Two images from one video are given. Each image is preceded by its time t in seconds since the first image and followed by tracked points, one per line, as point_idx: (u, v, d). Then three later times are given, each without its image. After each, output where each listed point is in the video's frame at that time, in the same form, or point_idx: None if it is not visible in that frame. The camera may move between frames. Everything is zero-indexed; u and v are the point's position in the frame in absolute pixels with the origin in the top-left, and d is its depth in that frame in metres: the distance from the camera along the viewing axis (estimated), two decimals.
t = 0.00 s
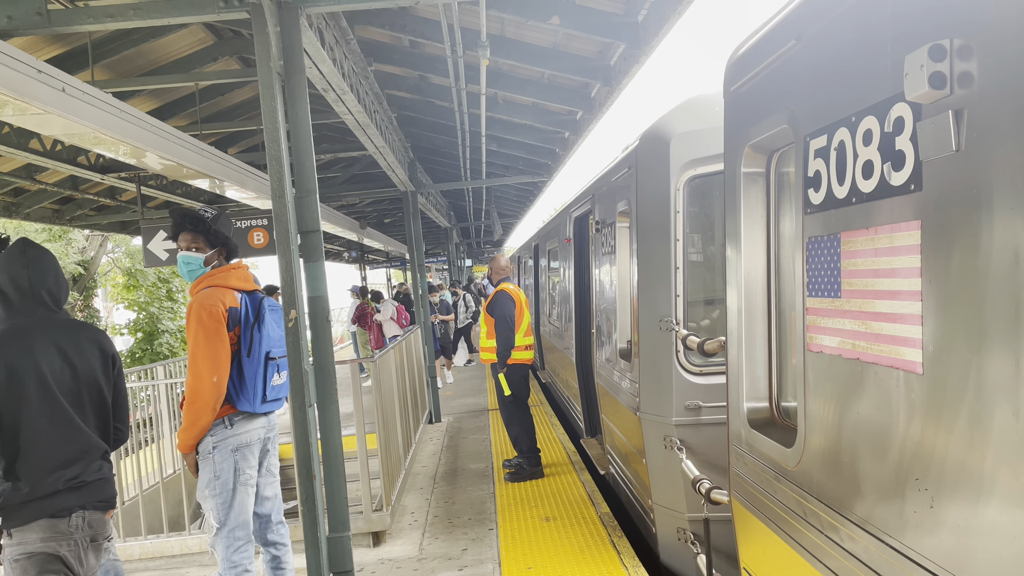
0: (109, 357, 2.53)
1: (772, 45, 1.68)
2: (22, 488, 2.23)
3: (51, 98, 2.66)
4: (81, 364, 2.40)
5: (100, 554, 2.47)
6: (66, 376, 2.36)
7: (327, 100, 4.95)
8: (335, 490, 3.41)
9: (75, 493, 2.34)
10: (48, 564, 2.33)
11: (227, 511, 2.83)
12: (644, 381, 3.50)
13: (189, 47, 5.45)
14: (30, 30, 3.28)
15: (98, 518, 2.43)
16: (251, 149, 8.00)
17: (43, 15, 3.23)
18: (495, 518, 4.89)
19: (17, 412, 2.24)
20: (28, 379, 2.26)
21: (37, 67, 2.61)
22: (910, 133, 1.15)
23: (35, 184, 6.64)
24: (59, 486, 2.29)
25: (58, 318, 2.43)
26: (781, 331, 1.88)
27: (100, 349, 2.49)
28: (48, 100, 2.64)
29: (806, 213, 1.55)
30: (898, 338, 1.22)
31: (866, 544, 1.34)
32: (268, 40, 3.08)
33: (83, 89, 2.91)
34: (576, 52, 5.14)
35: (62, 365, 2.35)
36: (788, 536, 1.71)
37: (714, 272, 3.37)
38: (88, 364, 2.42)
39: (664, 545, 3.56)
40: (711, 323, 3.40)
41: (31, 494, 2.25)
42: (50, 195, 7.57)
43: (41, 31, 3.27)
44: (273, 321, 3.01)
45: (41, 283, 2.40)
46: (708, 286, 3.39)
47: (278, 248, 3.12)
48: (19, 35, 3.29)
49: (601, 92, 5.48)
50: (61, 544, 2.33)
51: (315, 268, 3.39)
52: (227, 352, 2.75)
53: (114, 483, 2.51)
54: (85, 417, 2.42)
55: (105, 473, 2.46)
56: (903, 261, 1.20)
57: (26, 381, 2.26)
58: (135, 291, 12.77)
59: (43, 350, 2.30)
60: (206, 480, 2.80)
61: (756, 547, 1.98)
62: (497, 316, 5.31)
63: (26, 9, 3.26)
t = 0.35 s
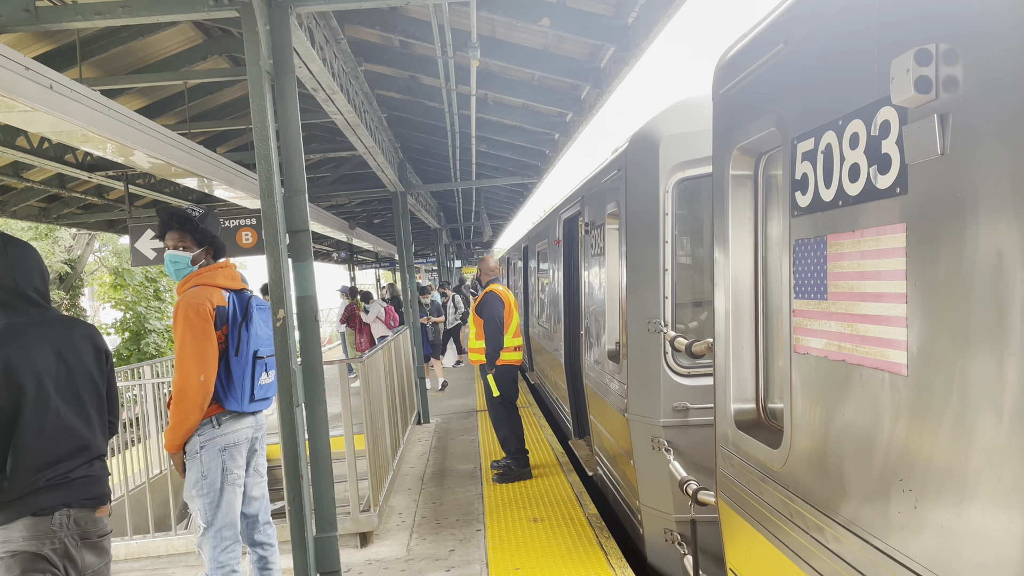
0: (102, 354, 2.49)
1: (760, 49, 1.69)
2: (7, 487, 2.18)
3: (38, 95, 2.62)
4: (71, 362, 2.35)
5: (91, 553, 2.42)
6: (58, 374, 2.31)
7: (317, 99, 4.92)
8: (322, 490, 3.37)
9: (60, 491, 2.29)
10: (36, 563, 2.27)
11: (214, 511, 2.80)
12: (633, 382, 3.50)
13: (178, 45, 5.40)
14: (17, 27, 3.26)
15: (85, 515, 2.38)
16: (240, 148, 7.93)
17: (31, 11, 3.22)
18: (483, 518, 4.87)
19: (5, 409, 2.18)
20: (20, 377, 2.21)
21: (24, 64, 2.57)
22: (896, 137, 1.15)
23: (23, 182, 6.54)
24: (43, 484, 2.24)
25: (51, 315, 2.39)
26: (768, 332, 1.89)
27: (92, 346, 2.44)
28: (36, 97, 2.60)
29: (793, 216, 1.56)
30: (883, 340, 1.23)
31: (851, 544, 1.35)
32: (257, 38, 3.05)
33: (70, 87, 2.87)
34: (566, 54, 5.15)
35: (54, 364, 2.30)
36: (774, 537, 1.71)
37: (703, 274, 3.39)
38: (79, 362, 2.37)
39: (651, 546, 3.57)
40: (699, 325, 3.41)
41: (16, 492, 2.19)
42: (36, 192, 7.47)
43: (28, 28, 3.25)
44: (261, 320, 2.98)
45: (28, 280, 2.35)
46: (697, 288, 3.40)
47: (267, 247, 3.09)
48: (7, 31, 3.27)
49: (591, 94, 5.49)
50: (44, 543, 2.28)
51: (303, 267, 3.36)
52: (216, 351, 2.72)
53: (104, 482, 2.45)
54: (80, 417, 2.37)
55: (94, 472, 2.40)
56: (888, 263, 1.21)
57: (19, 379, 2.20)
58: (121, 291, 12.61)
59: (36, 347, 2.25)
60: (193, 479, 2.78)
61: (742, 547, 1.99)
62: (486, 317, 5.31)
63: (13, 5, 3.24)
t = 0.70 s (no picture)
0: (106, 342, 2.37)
1: (758, 52, 1.70)
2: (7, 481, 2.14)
3: (36, 92, 2.61)
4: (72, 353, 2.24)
5: (102, 545, 2.34)
6: (59, 368, 2.21)
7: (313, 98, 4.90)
8: (317, 489, 3.36)
9: (60, 483, 2.21)
10: (41, 557, 2.22)
11: (209, 509, 2.79)
12: (628, 383, 3.51)
13: (175, 43, 5.38)
14: (14, 23, 3.23)
15: (91, 505, 2.28)
16: (236, 146, 7.90)
17: (28, 7, 3.19)
18: (478, 518, 4.87)
19: (6, 405, 2.14)
20: (12, 374, 2.15)
21: (21, 60, 2.55)
22: (893, 140, 1.16)
23: (18, 179, 6.50)
24: (39, 477, 2.17)
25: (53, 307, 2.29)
26: (763, 334, 1.90)
27: (97, 339, 2.34)
28: (33, 94, 2.59)
29: (790, 218, 1.56)
30: (879, 343, 1.23)
31: (845, 545, 1.35)
32: (255, 36, 3.04)
33: (67, 84, 2.85)
34: (564, 55, 5.15)
35: (57, 358, 2.21)
36: (768, 537, 1.72)
37: (697, 276, 3.40)
38: (76, 355, 2.25)
39: (645, 547, 3.58)
40: (694, 326, 3.42)
41: (13, 486, 2.14)
42: (30, 189, 7.42)
43: (26, 25, 3.23)
44: (257, 318, 2.96)
45: (12, 280, 2.24)
46: (692, 290, 3.41)
47: (263, 246, 3.08)
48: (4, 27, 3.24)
49: (588, 95, 5.50)
50: (47, 536, 2.21)
51: (299, 266, 3.34)
52: (210, 349, 2.71)
53: (113, 473, 2.35)
54: (81, 410, 2.27)
55: (99, 463, 2.30)
56: (884, 266, 1.22)
57: (17, 376, 2.14)
58: (115, 288, 12.55)
59: (26, 341, 2.17)
60: (187, 477, 2.77)
61: (736, 547, 2.00)
62: (481, 317, 5.31)
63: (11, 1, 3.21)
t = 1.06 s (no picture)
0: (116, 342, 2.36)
1: (761, 52, 1.70)
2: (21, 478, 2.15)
3: (38, 88, 2.61)
4: (79, 351, 2.22)
5: (114, 544, 2.31)
6: (66, 366, 2.19)
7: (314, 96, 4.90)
8: (318, 486, 3.35)
9: (69, 484, 2.18)
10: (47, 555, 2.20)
11: (208, 506, 2.79)
12: (627, 382, 3.51)
13: (176, 40, 5.37)
14: (16, 19, 3.22)
15: (100, 507, 2.26)
16: (235, 143, 7.90)
17: (31, 3, 3.18)
18: (476, 517, 4.88)
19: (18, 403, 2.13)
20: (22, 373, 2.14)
21: (23, 56, 2.55)
22: (897, 140, 1.17)
23: (17, 175, 6.49)
24: (48, 478, 2.16)
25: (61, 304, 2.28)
26: (764, 334, 1.91)
27: (106, 335, 2.32)
28: (35, 90, 2.59)
29: (792, 218, 1.57)
30: (882, 342, 1.23)
31: (845, 542, 1.36)
32: (258, 33, 3.03)
33: (69, 80, 2.85)
34: (564, 54, 5.15)
35: (64, 356, 2.19)
36: (768, 536, 1.73)
37: (697, 276, 3.41)
38: (84, 351, 2.23)
39: (643, 546, 3.59)
40: (693, 326, 3.43)
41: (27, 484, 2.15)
42: (29, 185, 7.41)
43: (28, 21, 3.22)
44: (257, 316, 2.96)
45: (12, 283, 2.22)
46: (692, 290, 3.42)
47: (264, 243, 3.07)
48: (7, 23, 3.23)
49: (589, 95, 5.50)
50: (58, 536, 2.19)
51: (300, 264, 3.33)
52: (210, 346, 2.70)
53: (123, 474, 2.32)
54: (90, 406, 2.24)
55: (111, 463, 2.29)
56: (887, 266, 1.22)
57: (26, 374, 2.14)
58: (113, 286, 12.53)
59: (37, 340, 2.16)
60: (186, 474, 2.77)
61: (736, 547, 2.00)
62: (481, 316, 5.31)
63: None
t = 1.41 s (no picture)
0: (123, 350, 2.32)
1: (763, 51, 1.70)
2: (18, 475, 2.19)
3: (39, 88, 2.61)
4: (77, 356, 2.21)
5: (110, 548, 2.28)
6: (60, 369, 2.18)
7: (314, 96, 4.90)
8: (320, 485, 3.35)
9: (57, 488, 2.17)
10: (43, 555, 2.20)
11: (210, 506, 2.80)
12: (628, 382, 3.52)
13: (177, 40, 5.37)
14: (18, 19, 3.22)
15: (89, 513, 2.22)
16: (235, 143, 7.89)
17: (33, 3, 3.18)
18: (477, 516, 4.88)
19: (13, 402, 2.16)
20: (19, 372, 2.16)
21: (25, 56, 2.55)
22: (900, 140, 1.17)
23: (18, 175, 6.49)
24: (38, 480, 2.17)
25: (78, 307, 2.28)
26: (766, 333, 1.91)
27: (110, 342, 2.29)
28: (36, 89, 2.59)
29: (794, 217, 1.57)
30: (885, 341, 1.23)
31: (848, 540, 1.36)
32: (260, 33, 3.03)
33: (71, 80, 2.85)
34: (565, 54, 5.15)
35: (61, 359, 2.18)
36: (771, 535, 1.73)
37: (697, 275, 3.41)
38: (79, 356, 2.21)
39: (644, 545, 3.59)
40: (694, 325, 3.43)
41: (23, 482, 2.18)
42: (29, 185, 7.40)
43: (30, 20, 3.21)
44: (259, 316, 2.96)
45: (29, 281, 2.25)
46: (693, 289, 3.42)
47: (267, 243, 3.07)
48: (8, 23, 3.23)
49: (589, 95, 5.50)
50: (51, 537, 2.19)
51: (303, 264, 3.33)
52: (213, 346, 2.71)
53: (115, 481, 2.26)
54: (85, 411, 2.22)
55: (99, 471, 2.23)
56: (890, 265, 1.22)
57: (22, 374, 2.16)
58: (112, 286, 12.50)
59: (36, 341, 2.18)
60: (188, 474, 2.77)
61: (738, 546, 2.01)
62: (481, 316, 5.31)
63: None
